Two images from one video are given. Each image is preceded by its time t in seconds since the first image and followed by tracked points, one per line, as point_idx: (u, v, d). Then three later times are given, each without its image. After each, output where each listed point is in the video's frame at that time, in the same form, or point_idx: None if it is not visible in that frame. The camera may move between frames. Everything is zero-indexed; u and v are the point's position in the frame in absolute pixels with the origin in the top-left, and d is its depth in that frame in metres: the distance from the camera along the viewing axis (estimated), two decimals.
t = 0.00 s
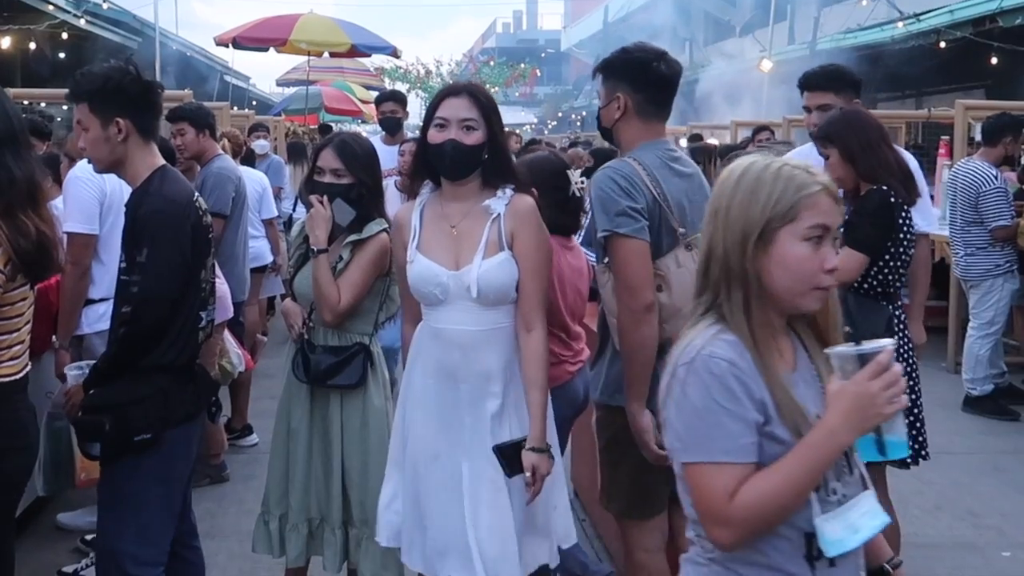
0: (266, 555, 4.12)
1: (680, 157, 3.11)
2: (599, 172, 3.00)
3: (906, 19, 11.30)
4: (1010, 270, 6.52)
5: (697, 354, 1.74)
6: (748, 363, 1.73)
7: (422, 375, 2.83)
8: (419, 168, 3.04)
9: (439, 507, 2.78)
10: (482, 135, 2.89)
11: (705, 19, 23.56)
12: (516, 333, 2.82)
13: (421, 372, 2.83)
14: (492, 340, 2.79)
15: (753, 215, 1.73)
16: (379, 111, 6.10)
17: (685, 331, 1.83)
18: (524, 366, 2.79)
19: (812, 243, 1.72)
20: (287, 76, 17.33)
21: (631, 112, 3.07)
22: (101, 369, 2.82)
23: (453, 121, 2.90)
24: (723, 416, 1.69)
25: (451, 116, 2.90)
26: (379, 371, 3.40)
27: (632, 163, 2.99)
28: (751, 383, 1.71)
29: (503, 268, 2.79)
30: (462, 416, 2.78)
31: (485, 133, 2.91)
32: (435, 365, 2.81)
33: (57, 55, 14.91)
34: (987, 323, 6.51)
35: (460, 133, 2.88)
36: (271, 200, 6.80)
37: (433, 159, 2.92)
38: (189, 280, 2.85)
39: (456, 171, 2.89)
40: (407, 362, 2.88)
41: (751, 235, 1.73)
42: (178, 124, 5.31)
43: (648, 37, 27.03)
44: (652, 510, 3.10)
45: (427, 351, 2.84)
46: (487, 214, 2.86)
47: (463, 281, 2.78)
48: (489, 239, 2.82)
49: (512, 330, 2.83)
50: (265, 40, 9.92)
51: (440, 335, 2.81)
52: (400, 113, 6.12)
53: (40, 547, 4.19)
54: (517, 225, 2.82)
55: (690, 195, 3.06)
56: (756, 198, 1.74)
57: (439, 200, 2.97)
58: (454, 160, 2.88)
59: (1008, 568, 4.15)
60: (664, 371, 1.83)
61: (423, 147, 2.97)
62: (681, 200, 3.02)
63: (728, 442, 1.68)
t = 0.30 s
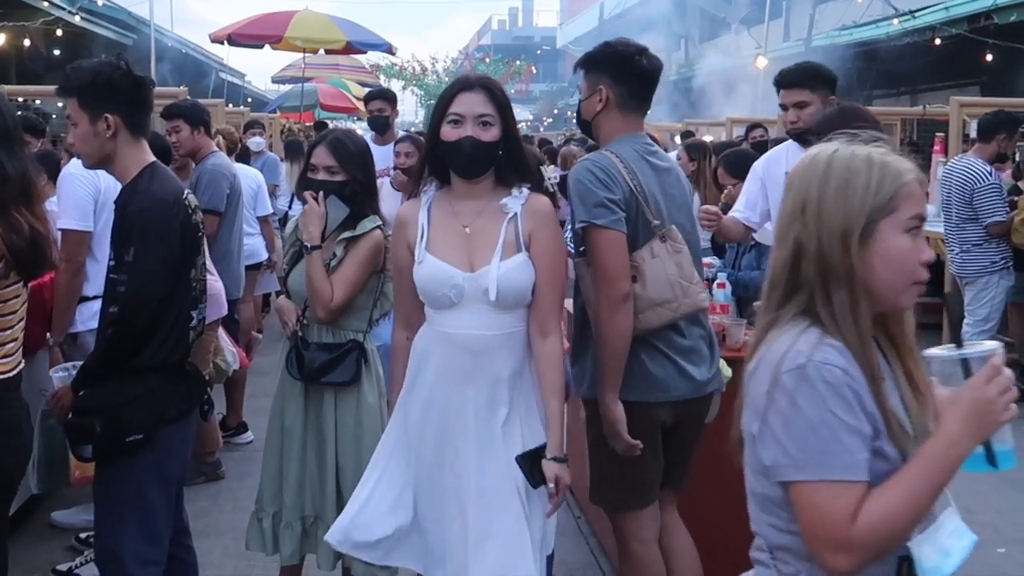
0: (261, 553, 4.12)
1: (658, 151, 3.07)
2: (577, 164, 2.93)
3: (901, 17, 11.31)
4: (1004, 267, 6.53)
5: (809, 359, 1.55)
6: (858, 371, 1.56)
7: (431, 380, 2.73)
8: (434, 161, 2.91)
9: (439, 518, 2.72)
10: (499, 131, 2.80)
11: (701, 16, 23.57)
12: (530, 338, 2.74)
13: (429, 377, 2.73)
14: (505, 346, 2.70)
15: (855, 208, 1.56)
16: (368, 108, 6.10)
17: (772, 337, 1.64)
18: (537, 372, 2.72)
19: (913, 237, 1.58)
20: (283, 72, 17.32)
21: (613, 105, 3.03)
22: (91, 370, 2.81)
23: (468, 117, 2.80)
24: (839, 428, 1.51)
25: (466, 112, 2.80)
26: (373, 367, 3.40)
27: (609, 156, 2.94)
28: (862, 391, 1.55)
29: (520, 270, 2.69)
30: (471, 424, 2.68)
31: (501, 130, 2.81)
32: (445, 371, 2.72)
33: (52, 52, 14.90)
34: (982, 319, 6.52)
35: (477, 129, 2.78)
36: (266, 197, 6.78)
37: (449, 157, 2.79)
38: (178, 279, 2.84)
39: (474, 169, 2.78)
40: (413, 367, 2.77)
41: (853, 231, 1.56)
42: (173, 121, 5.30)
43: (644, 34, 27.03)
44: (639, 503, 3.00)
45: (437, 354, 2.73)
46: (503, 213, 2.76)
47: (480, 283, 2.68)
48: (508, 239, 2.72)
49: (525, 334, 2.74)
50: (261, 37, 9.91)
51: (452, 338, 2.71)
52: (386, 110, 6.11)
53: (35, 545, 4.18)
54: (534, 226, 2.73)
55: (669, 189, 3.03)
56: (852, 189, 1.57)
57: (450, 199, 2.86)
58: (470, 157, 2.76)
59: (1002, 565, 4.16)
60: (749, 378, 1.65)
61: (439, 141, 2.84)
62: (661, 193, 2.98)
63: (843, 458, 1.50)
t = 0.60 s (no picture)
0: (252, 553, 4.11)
1: (632, 149, 3.05)
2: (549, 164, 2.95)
3: (891, 16, 11.34)
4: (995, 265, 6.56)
5: (918, 371, 1.52)
6: (966, 384, 1.54)
7: (455, 396, 2.52)
8: (456, 164, 2.70)
9: (451, 540, 2.53)
10: (531, 135, 2.66)
11: (693, 15, 23.59)
12: (558, 350, 2.58)
13: (451, 392, 2.53)
14: (533, 358, 2.54)
15: (953, 210, 1.57)
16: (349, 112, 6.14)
17: (869, 345, 1.62)
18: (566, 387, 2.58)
19: (1012, 240, 1.57)
20: (275, 71, 17.29)
21: (587, 103, 3.02)
22: (77, 374, 2.80)
23: (500, 119, 2.63)
24: (952, 443, 1.48)
25: (498, 114, 2.64)
26: (362, 367, 3.40)
27: (582, 153, 2.95)
28: (972, 405, 1.52)
29: (557, 279, 2.54)
30: (497, 443, 2.50)
31: (532, 133, 2.67)
32: (472, 386, 2.52)
33: (44, 51, 14.87)
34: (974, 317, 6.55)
35: (509, 133, 2.63)
36: (257, 197, 6.77)
37: (484, 161, 2.62)
38: (165, 282, 2.83)
39: (508, 172, 2.61)
40: (432, 380, 2.55)
41: (949, 234, 1.57)
42: (164, 120, 5.29)
43: (636, 33, 27.04)
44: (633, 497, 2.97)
45: (463, 368, 2.53)
46: (534, 220, 2.60)
47: (516, 294, 2.51)
48: (541, 247, 2.57)
49: (553, 346, 2.59)
50: (252, 36, 9.90)
51: (480, 351, 2.52)
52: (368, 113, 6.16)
53: (25, 546, 4.17)
54: (567, 236, 2.58)
55: (639, 186, 3.01)
56: (949, 190, 1.58)
57: (474, 203, 2.67)
58: (504, 160, 2.60)
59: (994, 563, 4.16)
60: (842, 390, 1.62)
61: (470, 142, 2.65)
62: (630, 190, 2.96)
63: (957, 475, 1.47)
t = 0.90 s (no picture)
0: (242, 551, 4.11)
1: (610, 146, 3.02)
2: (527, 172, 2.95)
3: (882, 16, 11.38)
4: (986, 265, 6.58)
5: None
6: None
7: (508, 408, 2.38)
8: (503, 162, 2.50)
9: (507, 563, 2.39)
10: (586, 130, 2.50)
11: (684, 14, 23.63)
12: (602, 353, 2.52)
13: (500, 404, 2.38)
14: (587, 363, 2.44)
15: None
16: (328, 106, 5.87)
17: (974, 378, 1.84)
18: (614, 393, 2.52)
19: None
20: (267, 69, 17.24)
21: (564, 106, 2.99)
22: (63, 377, 2.79)
23: (557, 113, 2.45)
24: None
25: (555, 107, 2.46)
26: (354, 366, 3.40)
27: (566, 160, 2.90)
28: None
29: (613, 281, 2.45)
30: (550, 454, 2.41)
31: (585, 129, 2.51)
32: (528, 399, 2.38)
33: (34, 48, 14.82)
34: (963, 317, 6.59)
35: (566, 128, 2.46)
36: (249, 195, 6.76)
37: (540, 159, 2.44)
38: (150, 285, 2.81)
39: (564, 170, 2.45)
40: (477, 391, 2.40)
41: None
42: (155, 117, 5.27)
43: (628, 33, 27.07)
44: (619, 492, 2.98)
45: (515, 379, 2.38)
46: (585, 220, 2.51)
47: (577, 297, 2.38)
48: (594, 248, 2.46)
49: (599, 350, 2.51)
50: (243, 34, 9.88)
51: (534, 361, 2.38)
52: (347, 106, 5.86)
53: (16, 545, 4.16)
54: (618, 237, 2.50)
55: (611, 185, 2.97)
56: None
57: (520, 201, 2.51)
58: (563, 158, 2.44)
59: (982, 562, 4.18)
60: (951, 430, 1.84)
61: (523, 136, 2.46)
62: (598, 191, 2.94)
63: None
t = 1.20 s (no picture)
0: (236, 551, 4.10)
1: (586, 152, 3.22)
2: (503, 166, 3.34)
3: (874, 15, 11.40)
4: (977, 264, 6.59)
5: None
6: None
7: (567, 415, 2.32)
8: (564, 160, 2.36)
9: None
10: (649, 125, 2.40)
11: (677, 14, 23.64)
12: (648, 361, 2.48)
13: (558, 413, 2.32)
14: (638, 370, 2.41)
15: None
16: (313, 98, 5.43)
17: None
18: (662, 401, 2.49)
19: None
20: (260, 67, 17.20)
21: (540, 108, 3.41)
22: (57, 379, 2.80)
23: (623, 107, 2.35)
24: None
25: (621, 101, 2.35)
26: (348, 365, 3.39)
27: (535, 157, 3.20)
28: None
29: (667, 285, 2.40)
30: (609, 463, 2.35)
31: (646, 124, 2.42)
32: (588, 407, 2.33)
33: (25, 45, 14.76)
34: (955, 316, 6.61)
35: (633, 123, 2.35)
36: (241, 193, 6.75)
37: (605, 153, 2.32)
38: (140, 287, 2.80)
39: (630, 165, 2.34)
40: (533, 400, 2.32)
41: None
42: (147, 116, 5.26)
43: (620, 31, 27.07)
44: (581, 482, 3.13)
45: (572, 385, 2.32)
46: (637, 222, 2.45)
47: (638, 302, 2.33)
48: (649, 250, 2.41)
49: (644, 357, 2.48)
50: (236, 32, 9.86)
51: (593, 368, 2.32)
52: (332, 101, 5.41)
53: (9, 544, 4.14)
54: (668, 240, 2.48)
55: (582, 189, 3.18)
56: None
57: (576, 198, 2.40)
58: (632, 154, 2.33)
59: (974, 561, 4.20)
60: None
61: (587, 128, 2.34)
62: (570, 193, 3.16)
63: None
